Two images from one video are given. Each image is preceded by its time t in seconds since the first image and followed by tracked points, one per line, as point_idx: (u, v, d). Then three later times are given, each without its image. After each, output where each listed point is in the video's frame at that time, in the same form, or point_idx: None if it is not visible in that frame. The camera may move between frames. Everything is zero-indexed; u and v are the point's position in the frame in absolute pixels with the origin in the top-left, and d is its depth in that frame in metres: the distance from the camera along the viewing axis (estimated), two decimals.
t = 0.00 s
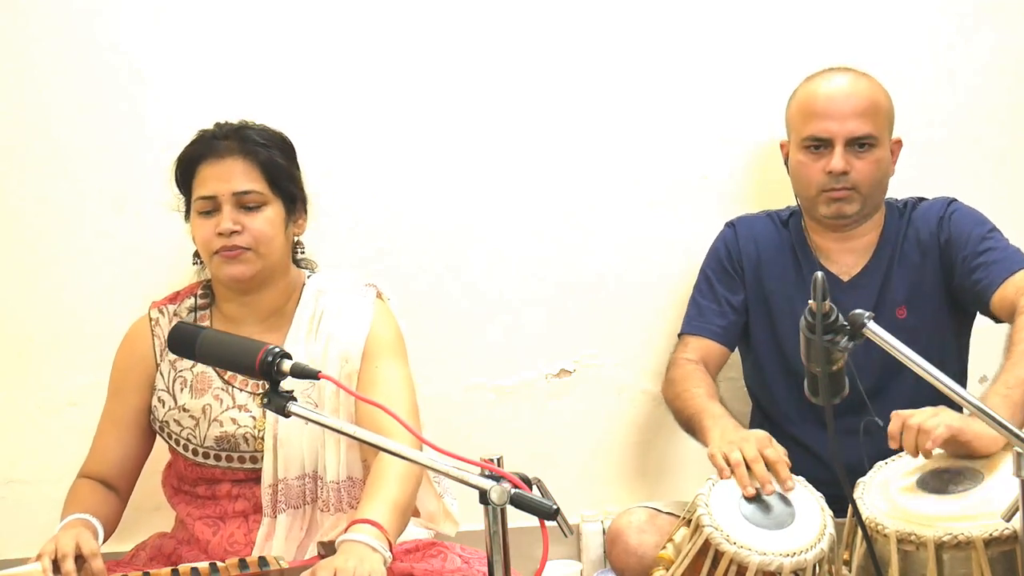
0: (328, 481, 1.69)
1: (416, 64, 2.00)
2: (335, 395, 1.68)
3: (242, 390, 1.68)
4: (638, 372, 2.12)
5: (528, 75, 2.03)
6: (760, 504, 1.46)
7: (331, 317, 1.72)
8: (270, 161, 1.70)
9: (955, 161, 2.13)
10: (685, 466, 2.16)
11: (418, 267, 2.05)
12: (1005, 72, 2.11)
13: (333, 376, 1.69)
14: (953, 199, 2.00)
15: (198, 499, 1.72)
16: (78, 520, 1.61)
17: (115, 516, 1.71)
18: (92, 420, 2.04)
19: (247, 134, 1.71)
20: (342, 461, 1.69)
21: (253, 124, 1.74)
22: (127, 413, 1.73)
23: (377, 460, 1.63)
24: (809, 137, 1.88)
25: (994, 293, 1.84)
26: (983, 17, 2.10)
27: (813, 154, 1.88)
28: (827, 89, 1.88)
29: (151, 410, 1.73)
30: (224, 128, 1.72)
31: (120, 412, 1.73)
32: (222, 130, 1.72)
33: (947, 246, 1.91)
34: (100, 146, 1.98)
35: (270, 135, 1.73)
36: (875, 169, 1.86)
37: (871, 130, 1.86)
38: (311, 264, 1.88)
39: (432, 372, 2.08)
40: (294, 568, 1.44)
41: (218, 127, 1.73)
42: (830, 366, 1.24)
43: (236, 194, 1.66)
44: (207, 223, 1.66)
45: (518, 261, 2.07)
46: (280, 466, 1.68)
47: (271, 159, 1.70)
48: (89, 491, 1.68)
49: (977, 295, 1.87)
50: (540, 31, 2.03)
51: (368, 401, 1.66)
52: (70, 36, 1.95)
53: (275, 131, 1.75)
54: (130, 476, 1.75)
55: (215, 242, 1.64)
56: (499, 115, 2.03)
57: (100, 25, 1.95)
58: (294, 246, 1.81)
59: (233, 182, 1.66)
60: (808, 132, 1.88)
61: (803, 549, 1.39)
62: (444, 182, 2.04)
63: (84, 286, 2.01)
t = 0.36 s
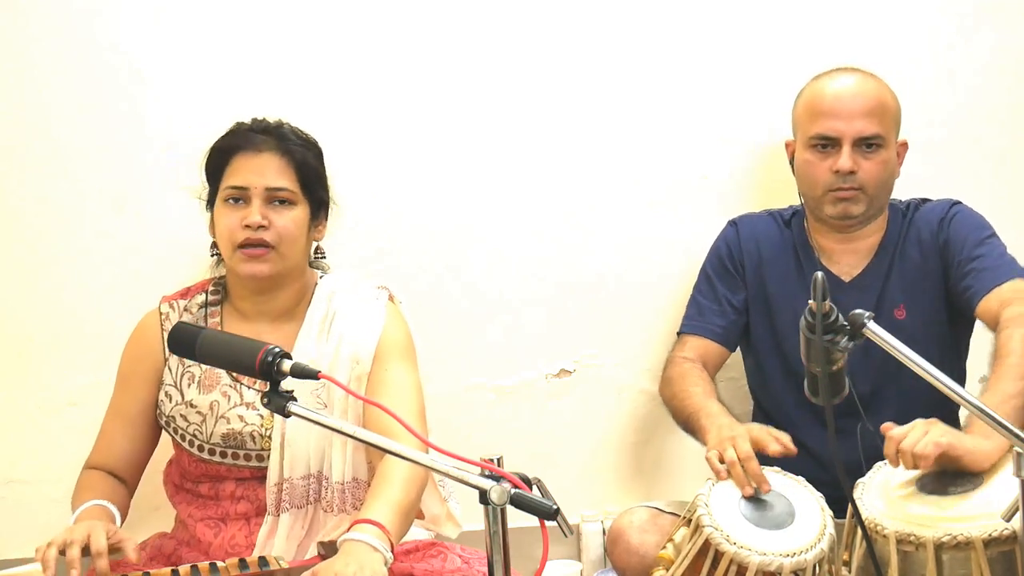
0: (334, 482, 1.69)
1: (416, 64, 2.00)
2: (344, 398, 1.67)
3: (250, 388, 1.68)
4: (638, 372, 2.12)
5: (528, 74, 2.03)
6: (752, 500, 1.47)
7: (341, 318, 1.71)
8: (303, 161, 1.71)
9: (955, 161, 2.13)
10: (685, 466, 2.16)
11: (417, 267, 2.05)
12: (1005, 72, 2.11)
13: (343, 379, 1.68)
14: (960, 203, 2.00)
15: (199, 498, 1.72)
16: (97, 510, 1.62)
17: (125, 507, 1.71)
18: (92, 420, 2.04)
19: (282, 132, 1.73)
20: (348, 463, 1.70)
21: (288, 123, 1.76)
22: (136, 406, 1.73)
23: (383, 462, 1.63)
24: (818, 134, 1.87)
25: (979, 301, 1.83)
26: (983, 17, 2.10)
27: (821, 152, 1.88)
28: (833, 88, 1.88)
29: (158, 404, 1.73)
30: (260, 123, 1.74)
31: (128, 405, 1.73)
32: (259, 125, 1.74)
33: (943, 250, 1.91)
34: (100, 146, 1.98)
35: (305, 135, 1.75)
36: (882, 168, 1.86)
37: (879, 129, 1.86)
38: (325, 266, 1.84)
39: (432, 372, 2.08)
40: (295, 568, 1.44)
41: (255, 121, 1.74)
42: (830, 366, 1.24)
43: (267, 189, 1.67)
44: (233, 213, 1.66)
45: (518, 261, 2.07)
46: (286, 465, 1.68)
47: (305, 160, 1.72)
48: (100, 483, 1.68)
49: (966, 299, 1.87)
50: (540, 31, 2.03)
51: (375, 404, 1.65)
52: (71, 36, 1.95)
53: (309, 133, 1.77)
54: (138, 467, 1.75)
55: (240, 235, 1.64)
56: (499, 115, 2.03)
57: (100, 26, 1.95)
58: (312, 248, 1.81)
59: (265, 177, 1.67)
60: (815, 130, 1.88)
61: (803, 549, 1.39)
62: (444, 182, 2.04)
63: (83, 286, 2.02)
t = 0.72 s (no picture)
0: (334, 480, 1.70)
1: (416, 64, 2.00)
2: (346, 398, 1.67)
3: (249, 385, 1.68)
4: (638, 372, 2.12)
5: (528, 75, 2.03)
6: (764, 498, 1.47)
7: (343, 316, 1.71)
8: (306, 168, 1.70)
9: (956, 161, 2.13)
10: (685, 466, 2.16)
11: (417, 267, 2.05)
12: (1005, 72, 2.11)
13: (344, 379, 1.68)
14: (964, 206, 1.99)
15: (197, 499, 1.72)
16: (105, 507, 1.63)
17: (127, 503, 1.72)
18: (92, 420, 2.04)
19: (285, 138, 1.71)
20: (349, 461, 1.70)
21: (289, 127, 1.75)
22: (135, 401, 1.73)
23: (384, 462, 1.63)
24: (820, 123, 1.88)
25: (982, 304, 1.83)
26: (983, 17, 2.10)
27: (823, 141, 1.88)
28: (838, 82, 1.89)
29: (158, 400, 1.72)
30: (262, 129, 1.72)
31: (128, 401, 1.72)
32: (260, 130, 1.72)
33: (948, 253, 1.91)
34: (100, 146, 1.98)
35: (307, 139, 1.73)
36: (884, 158, 1.87)
37: (880, 118, 1.87)
38: (327, 266, 1.86)
39: (432, 372, 2.08)
40: (294, 568, 1.44)
41: (257, 126, 1.73)
42: (830, 366, 1.24)
43: (270, 198, 1.66)
44: (236, 223, 1.66)
45: (518, 261, 2.07)
46: (286, 464, 1.67)
47: (308, 166, 1.70)
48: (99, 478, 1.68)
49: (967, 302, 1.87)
50: (540, 31, 2.03)
51: (378, 405, 1.66)
52: (71, 36, 1.95)
53: (309, 133, 1.76)
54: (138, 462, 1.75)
55: (243, 245, 1.64)
56: (499, 115, 2.03)
57: (100, 26, 1.95)
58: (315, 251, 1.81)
59: (269, 186, 1.66)
60: (819, 119, 1.89)
61: (803, 549, 1.39)
62: (444, 182, 2.04)
63: (83, 286, 2.01)
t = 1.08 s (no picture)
0: (329, 480, 1.69)
1: (416, 64, 2.00)
2: (339, 394, 1.67)
3: (242, 388, 1.67)
4: (639, 372, 2.12)
5: (528, 74, 2.03)
6: (761, 497, 1.47)
7: (334, 317, 1.71)
8: (297, 172, 1.69)
9: (956, 160, 2.13)
10: (685, 466, 2.16)
11: (416, 267, 2.05)
12: (1005, 71, 2.11)
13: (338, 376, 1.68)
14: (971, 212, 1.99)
15: (195, 501, 1.72)
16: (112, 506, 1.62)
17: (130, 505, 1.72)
18: (92, 420, 2.04)
19: (276, 141, 1.70)
20: (344, 460, 1.69)
21: (279, 128, 1.73)
22: (131, 407, 1.73)
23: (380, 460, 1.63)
24: (824, 138, 1.88)
25: (974, 313, 1.83)
26: (983, 17, 2.09)
27: (827, 153, 1.88)
28: (843, 87, 1.88)
29: (152, 406, 1.72)
30: (252, 130, 1.71)
31: (124, 406, 1.72)
32: (250, 133, 1.70)
33: (951, 259, 1.91)
34: (100, 146, 1.98)
35: (297, 141, 1.72)
36: (887, 172, 1.87)
37: (885, 134, 1.86)
38: (318, 267, 1.84)
39: (432, 372, 2.08)
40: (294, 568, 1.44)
41: (247, 126, 1.71)
42: (830, 366, 1.24)
43: (262, 202, 1.65)
44: (228, 226, 1.65)
45: (518, 260, 2.07)
46: (281, 464, 1.67)
47: (299, 169, 1.69)
48: (105, 485, 1.69)
49: (963, 310, 1.88)
50: (540, 31, 2.03)
51: (372, 402, 1.66)
52: (70, 36, 1.95)
53: (299, 136, 1.73)
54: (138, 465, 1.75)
55: (235, 248, 1.64)
56: (499, 115, 2.03)
57: (100, 25, 1.95)
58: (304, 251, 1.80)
59: (261, 190, 1.65)
60: (822, 132, 1.88)
61: (803, 548, 1.39)
62: (445, 181, 2.04)
63: (83, 286, 2.01)
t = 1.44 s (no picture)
0: (324, 478, 1.69)
1: (416, 64, 2.00)
2: (331, 392, 1.67)
3: (234, 389, 1.67)
4: (638, 372, 2.12)
5: (528, 75, 2.03)
6: (758, 505, 1.46)
7: (323, 315, 1.72)
8: (278, 173, 1.68)
9: (956, 160, 2.13)
10: (685, 465, 2.16)
11: (416, 266, 2.05)
12: (1005, 71, 2.11)
13: (330, 373, 1.69)
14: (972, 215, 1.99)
15: (192, 503, 1.71)
16: (116, 505, 1.63)
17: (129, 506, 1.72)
18: (92, 420, 2.04)
19: (255, 143, 1.69)
20: (338, 457, 1.69)
21: (257, 129, 1.72)
22: (126, 411, 1.73)
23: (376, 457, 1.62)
24: (819, 127, 1.88)
25: (983, 318, 1.83)
26: (983, 17, 2.10)
27: (822, 144, 1.89)
28: (838, 84, 1.89)
29: (146, 411, 1.72)
30: (229, 133, 1.70)
31: (119, 411, 1.72)
32: (228, 135, 1.70)
33: (955, 265, 1.91)
34: (100, 146, 1.98)
35: (275, 142, 1.71)
36: (883, 161, 1.87)
37: (880, 121, 1.87)
38: (305, 265, 1.85)
39: (431, 372, 2.08)
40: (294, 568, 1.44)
41: (224, 130, 1.71)
42: (830, 366, 1.24)
43: (243, 205, 1.65)
44: (210, 232, 1.65)
45: (518, 260, 2.07)
46: (276, 464, 1.68)
47: (279, 170, 1.69)
48: (104, 488, 1.69)
49: (967, 315, 1.88)
50: (540, 31, 2.03)
51: (364, 398, 1.65)
52: (71, 36, 1.95)
53: (278, 136, 1.73)
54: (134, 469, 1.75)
55: (219, 253, 1.63)
56: (499, 115, 2.03)
57: (100, 25, 1.95)
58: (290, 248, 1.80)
59: (241, 194, 1.65)
60: (817, 122, 1.89)
61: (803, 549, 1.39)
62: (445, 181, 2.04)
63: (83, 287, 2.01)
